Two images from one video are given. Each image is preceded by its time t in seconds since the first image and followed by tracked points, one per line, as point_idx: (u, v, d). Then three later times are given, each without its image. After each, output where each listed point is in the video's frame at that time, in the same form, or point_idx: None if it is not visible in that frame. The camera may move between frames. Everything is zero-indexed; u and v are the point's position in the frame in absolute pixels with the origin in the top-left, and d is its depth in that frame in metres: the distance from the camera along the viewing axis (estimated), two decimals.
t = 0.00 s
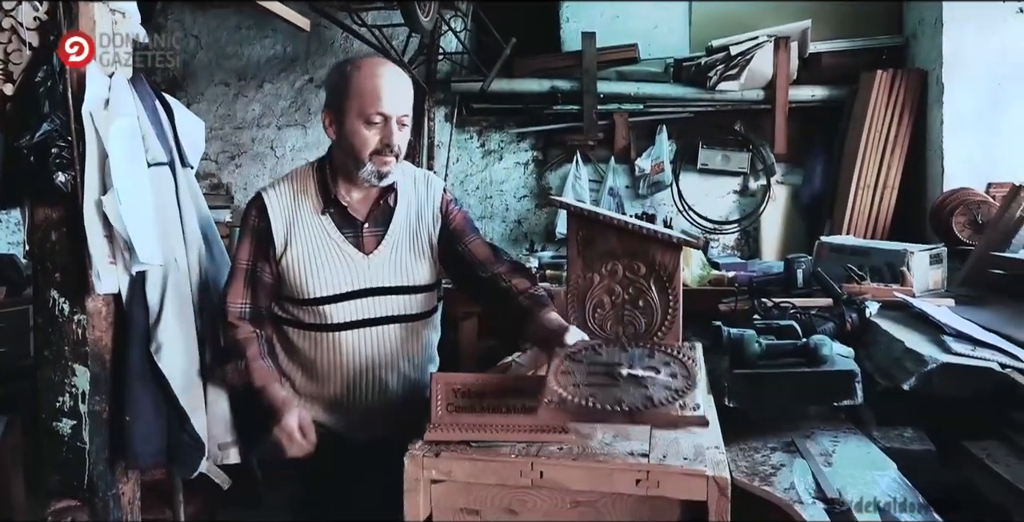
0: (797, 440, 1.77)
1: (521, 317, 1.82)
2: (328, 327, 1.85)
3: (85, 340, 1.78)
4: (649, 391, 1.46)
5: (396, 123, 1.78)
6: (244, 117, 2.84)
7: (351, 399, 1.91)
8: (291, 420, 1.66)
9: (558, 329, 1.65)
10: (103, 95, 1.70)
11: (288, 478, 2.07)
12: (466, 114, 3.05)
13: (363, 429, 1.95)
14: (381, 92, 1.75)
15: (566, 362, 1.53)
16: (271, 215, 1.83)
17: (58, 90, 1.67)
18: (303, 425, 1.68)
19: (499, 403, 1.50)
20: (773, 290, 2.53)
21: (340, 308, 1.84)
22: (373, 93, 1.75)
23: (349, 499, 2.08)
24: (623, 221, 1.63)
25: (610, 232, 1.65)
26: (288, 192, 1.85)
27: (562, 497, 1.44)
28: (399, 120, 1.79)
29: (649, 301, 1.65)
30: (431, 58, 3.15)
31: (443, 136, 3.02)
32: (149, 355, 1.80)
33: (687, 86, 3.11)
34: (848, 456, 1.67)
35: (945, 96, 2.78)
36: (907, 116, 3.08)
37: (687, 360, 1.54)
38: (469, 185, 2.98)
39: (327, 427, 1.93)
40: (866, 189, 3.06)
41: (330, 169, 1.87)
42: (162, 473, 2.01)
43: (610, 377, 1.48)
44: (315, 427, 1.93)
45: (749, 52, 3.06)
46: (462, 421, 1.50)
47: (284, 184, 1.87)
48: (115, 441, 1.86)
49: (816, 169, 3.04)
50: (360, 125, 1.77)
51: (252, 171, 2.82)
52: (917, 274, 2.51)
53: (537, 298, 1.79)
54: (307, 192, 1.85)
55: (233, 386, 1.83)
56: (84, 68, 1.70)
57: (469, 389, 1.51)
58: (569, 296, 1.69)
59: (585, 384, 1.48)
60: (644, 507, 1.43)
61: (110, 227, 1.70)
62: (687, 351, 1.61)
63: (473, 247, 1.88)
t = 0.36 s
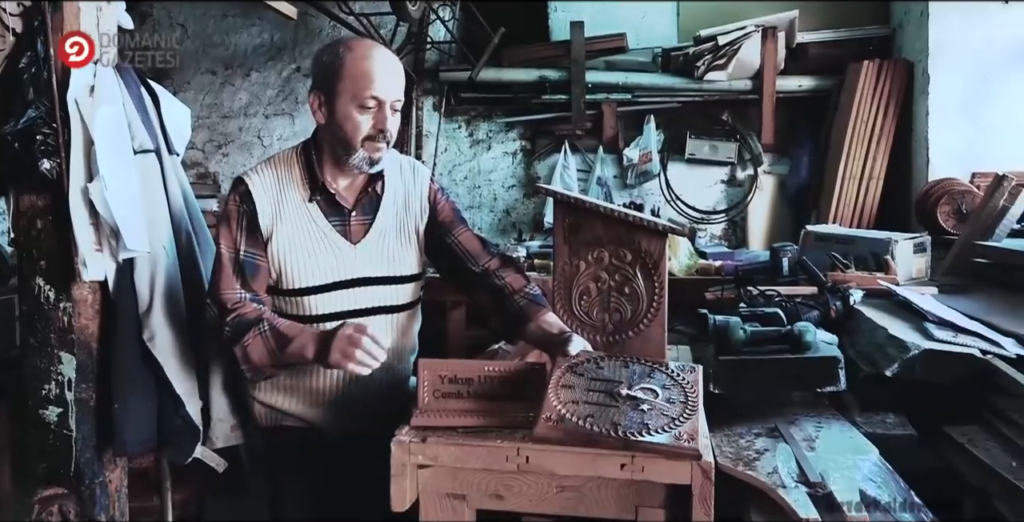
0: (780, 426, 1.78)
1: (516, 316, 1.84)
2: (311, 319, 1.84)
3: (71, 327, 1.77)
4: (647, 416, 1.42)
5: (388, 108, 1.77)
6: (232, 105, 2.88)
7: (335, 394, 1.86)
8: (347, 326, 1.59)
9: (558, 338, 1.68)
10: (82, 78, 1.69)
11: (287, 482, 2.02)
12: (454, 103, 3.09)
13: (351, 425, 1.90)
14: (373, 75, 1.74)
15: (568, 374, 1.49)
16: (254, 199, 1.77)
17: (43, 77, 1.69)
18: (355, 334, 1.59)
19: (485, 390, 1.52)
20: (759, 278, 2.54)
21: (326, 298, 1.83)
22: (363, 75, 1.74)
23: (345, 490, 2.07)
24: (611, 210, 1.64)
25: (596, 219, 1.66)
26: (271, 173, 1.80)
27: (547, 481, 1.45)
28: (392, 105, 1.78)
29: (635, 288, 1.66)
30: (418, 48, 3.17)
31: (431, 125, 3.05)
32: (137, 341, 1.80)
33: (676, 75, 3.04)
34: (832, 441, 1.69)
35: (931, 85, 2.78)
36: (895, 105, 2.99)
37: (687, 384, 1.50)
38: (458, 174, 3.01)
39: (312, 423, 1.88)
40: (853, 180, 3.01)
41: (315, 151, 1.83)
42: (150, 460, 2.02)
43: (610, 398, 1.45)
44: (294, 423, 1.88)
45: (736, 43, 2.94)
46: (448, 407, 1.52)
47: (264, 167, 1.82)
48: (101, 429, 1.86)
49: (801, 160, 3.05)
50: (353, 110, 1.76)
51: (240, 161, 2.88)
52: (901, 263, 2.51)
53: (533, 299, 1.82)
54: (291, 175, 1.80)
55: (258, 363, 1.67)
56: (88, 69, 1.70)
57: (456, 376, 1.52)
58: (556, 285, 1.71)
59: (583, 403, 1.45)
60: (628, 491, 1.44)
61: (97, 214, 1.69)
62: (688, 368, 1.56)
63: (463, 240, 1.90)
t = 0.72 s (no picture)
0: (769, 414, 1.80)
1: (506, 311, 1.80)
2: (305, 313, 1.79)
3: (60, 315, 1.77)
4: (641, 415, 1.44)
5: (385, 101, 1.70)
6: (222, 95, 2.96)
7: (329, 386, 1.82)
8: (373, 327, 1.50)
9: (554, 339, 1.68)
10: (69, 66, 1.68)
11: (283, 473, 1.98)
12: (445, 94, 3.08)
13: (345, 415, 1.87)
14: (371, 68, 1.66)
15: (563, 378, 1.52)
16: (250, 192, 1.69)
17: (32, 64, 1.67)
18: (387, 328, 1.51)
19: (475, 378, 1.53)
20: (749, 268, 2.55)
21: (322, 292, 1.78)
22: (358, 67, 1.66)
23: (335, 476, 2.02)
24: (601, 200, 1.64)
25: (586, 207, 1.67)
26: (262, 164, 1.73)
27: (537, 469, 1.46)
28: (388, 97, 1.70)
29: (625, 277, 1.67)
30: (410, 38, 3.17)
31: (423, 115, 3.03)
32: (127, 328, 1.80)
33: (666, 66, 3.10)
34: (819, 429, 1.71)
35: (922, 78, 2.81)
36: (886, 94, 2.96)
37: (682, 384, 1.52)
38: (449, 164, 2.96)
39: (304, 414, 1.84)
40: (844, 167, 2.94)
41: (307, 141, 1.77)
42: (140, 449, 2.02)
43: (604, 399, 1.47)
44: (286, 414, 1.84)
45: (728, 34, 3.00)
46: (438, 396, 1.52)
47: (254, 158, 1.75)
48: (91, 418, 1.86)
49: (792, 150, 3.05)
50: (349, 102, 1.68)
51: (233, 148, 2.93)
52: (891, 254, 2.53)
53: (526, 295, 1.77)
54: (284, 166, 1.74)
55: (274, 359, 1.59)
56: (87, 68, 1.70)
57: (446, 364, 1.53)
58: (547, 275, 1.71)
59: (578, 405, 1.46)
60: (617, 478, 1.45)
61: (86, 202, 1.69)
62: (683, 369, 1.58)
63: (454, 230, 1.87)
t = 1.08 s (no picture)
0: (754, 408, 1.80)
1: (492, 306, 1.81)
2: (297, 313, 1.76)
3: (44, 308, 1.76)
4: (630, 411, 1.45)
5: (381, 99, 1.67)
6: (209, 89, 3.01)
7: (323, 383, 1.80)
8: (371, 332, 1.50)
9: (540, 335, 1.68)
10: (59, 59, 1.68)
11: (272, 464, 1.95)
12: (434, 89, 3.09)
13: (338, 410, 1.87)
14: (366, 66, 1.63)
15: (555, 384, 1.55)
16: (246, 191, 1.65)
17: (15, 54, 1.68)
18: (387, 333, 1.52)
19: (459, 367, 1.53)
20: (736, 263, 2.56)
21: (315, 292, 1.75)
22: (352, 65, 1.63)
23: (330, 469, 2.05)
24: (589, 195, 1.64)
25: (573, 201, 1.67)
26: (256, 161, 1.69)
27: (523, 461, 1.46)
28: (384, 96, 1.68)
29: (611, 270, 1.67)
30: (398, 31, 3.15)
31: (410, 110, 3.03)
32: (111, 322, 1.79)
33: (655, 61, 3.10)
34: (804, 423, 1.71)
35: (909, 75, 2.85)
36: (874, 90, 3.00)
37: (673, 390, 1.54)
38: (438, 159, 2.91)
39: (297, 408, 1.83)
40: (830, 165, 2.96)
41: (300, 138, 1.74)
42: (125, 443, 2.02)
43: (593, 399, 1.49)
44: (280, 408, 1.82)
45: (717, 29, 2.99)
46: (424, 383, 1.53)
47: (246, 154, 1.70)
48: (75, 412, 1.85)
49: (780, 146, 3.11)
50: (345, 102, 1.65)
51: (218, 143, 2.96)
52: (876, 249, 2.56)
53: (513, 288, 1.78)
54: (279, 164, 1.71)
55: (271, 364, 1.55)
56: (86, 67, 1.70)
57: (432, 353, 1.53)
58: (534, 269, 1.72)
59: (567, 403, 1.47)
60: (603, 470, 1.45)
61: (69, 194, 1.68)
62: (674, 381, 1.60)
63: (442, 223, 1.88)
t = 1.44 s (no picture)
0: (737, 398, 1.81)
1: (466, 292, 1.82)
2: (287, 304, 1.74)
3: (25, 302, 1.74)
4: (614, 402, 1.46)
5: (382, 94, 1.67)
6: (194, 82, 2.91)
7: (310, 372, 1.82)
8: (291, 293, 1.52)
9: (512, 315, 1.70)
10: (53, 53, 1.69)
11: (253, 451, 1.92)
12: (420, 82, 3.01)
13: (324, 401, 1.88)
14: (368, 60, 1.63)
15: (540, 381, 1.57)
16: (237, 180, 1.65)
17: None
18: (307, 292, 1.53)
19: (381, 319, 1.55)
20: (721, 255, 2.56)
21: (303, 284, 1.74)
22: (356, 59, 1.63)
23: (319, 461, 1.98)
24: (573, 186, 1.65)
25: (558, 193, 1.67)
26: (249, 150, 1.68)
27: (507, 451, 1.46)
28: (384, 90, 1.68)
29: (595, 261, 1.68)
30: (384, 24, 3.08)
31: (396, 103, 2.88)
32: (94, 315, 1.78)
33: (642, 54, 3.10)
34: (787, 412, 1.72)
35: (892, 68, 2.90)
36: (858, 83, 3.02)
37: (658, 385, 1.55)
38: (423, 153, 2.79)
39: (285, 400, 1.85)
40: (815, 160, 3.00)
41: (296, 128, 1.73)
42: (108, 438, 2.00)
43: (577, 393, 1.50)
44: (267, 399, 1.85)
45: (704, 22, 3.05)
46: (350, 339, 1.54)
47: (240, 143, 1.69)
48: (57, 406, 1.83)
49: (766, 139, 3.15)
50: (346, 94, 1.65)
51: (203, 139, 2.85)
52: (860, 240, 2.58)
53: (486, 271, 1.79)
54: (274, 155, 1.70)
55: (204, 331, 1.57)
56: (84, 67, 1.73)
57: (352, 307, 1.56)
58: (519, 261, 1.72)
59: (552, 396, 1.49)
60: (587, 460, 1.45)
61: (50, 187, 1.67)
62: (660, 381, 1.59)
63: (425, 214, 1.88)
